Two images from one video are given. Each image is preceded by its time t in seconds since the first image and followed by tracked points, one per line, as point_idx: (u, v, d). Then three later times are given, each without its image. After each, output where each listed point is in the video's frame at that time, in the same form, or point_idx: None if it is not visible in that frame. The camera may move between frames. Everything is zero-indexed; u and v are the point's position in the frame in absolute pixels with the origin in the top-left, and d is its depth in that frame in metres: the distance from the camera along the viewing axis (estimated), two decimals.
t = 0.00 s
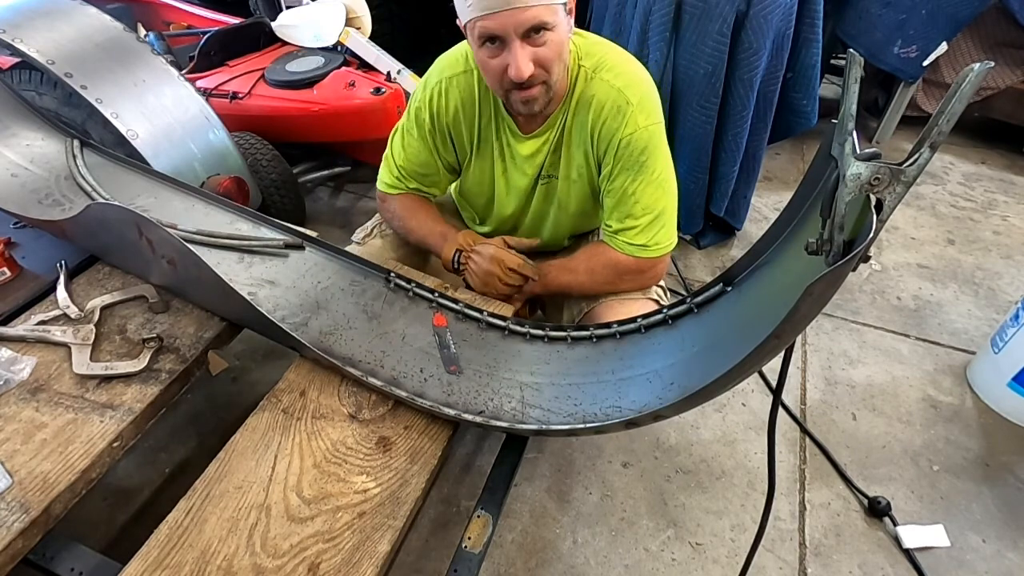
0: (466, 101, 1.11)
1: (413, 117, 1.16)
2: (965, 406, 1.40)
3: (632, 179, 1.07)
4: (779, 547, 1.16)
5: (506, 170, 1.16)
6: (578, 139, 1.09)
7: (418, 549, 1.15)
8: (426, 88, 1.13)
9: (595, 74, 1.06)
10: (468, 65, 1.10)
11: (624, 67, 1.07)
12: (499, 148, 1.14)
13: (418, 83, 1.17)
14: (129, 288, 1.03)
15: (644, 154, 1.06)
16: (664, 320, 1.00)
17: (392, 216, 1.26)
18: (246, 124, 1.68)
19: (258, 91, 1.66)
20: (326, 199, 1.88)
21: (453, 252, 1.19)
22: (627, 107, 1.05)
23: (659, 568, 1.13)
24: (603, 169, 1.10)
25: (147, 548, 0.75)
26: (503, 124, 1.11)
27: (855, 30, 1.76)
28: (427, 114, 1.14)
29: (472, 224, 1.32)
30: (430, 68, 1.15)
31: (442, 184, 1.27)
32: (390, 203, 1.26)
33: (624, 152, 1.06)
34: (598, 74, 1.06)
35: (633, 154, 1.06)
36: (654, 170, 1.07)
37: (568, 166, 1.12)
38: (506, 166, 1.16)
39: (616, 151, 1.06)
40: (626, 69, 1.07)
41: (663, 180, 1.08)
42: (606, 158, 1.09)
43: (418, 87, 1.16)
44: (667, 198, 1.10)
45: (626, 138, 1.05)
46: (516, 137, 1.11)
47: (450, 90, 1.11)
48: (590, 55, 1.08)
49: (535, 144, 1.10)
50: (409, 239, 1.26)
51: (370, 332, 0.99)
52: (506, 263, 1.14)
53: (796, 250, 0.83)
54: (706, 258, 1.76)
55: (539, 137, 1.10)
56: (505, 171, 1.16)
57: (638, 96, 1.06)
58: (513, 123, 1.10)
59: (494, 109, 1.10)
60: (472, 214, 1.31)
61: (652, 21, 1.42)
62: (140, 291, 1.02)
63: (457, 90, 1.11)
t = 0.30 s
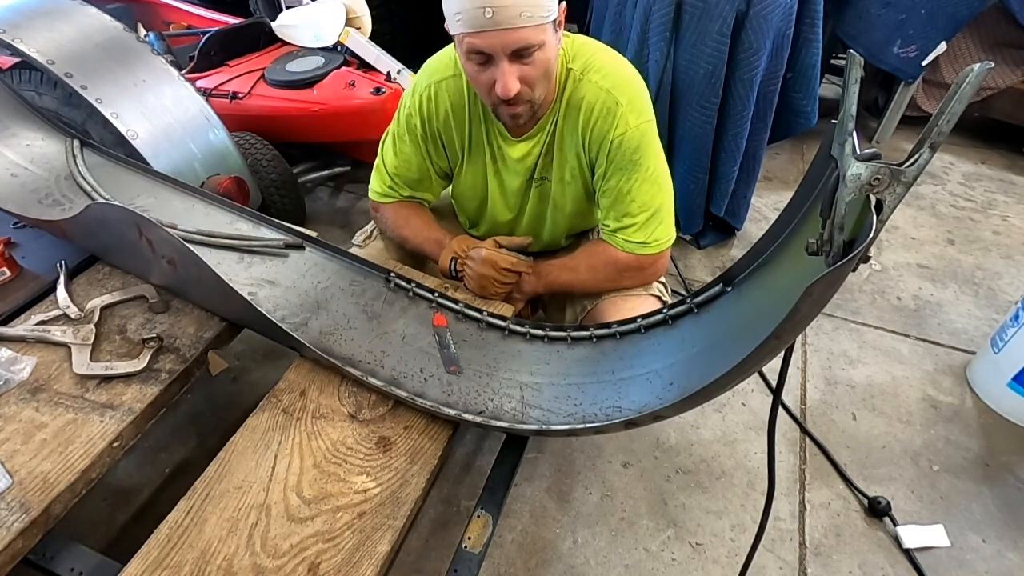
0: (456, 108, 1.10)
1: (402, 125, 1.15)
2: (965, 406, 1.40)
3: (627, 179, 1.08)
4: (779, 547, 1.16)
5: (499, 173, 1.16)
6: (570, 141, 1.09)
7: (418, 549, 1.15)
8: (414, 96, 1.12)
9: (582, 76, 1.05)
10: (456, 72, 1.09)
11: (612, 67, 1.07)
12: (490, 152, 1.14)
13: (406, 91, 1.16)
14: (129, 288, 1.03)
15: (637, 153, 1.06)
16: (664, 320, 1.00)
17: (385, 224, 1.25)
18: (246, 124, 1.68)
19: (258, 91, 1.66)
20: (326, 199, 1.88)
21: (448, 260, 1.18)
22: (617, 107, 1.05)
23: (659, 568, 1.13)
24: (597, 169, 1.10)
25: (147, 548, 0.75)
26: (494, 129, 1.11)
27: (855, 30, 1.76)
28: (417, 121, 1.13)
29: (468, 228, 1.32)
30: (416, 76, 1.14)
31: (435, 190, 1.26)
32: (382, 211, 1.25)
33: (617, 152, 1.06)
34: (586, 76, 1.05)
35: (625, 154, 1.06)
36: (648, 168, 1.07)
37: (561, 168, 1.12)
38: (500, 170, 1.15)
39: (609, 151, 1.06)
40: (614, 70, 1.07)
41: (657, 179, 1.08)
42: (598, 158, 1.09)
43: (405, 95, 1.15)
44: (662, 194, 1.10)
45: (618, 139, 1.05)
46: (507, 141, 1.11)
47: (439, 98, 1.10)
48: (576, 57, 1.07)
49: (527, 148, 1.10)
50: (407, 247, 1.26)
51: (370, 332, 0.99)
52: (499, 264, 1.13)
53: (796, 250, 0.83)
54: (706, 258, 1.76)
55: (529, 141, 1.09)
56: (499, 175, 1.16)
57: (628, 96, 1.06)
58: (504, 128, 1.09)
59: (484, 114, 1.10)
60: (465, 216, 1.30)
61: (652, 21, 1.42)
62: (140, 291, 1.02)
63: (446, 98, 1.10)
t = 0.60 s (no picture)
0: (449, 111, 1.10)
1: (397, 129, 1.15)
2: (965, 406, 1.40)
3: (623, 181, 1.07)
4: (779, 547, 1.16)
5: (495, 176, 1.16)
6: (566, 145, 1.08)
7: (418, 549, 1.15)
8: (407, 100, 1.12)
9: (576, 79, 1.05)
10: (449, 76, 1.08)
11: (605, 69, 1.06)
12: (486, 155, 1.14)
13: (400, 94, 1.15)
14: (129, 288, 1.03)
15: (633, 155, 1.06)
16: (664, 320, 1.00)
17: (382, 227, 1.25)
18: (247, 124, 1.68)
19: (258, 91, 1.66)
20: (326, 199, 1.88)
21: (443, 263, 1.18)
22: (612, 110, 1.04)
23: (659, 568, 1.13)
24: (594, 171, 1.10)
25: (147, 548, 0.75)
26: (489, 132, 1.11)
27: (855, 30, 1.76)
28: (412, 125, 1.13)
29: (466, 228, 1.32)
30: (409, 80, 1.14)
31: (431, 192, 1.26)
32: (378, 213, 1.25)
33: (612, 155, 1.06)
34: (580, 80, 1.05)
35: (620, 157, 1.06)
36: (644, 170, 1.07)
37: (556, 171, 1.12)
38: (495, 173, 1.15)
39: (605, 154, 1.06)
40: (608, 72, 1.06)
41: (653, 181, 1.08)
42: (593, 161, 1.08)
43: (399, 98, 1.15)
44: (660, 195, 1.09)
45: (612, 142, 1.05)
46: (502, 144, 1.11)
47: (433, 101, 1.09)
48: (570, 60, 1.07)
49: (522, 152, 1.10)
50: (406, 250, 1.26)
51: (370, 332, 0.99)
52: (494, 267, 1.13)
53: (796, 250, 0.83)
54: (706, 258, 1.76)
55: (524, 144, 1.09)
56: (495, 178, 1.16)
57: (622, 98, 1.05)
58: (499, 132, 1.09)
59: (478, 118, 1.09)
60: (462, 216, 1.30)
61: (652, 21, 1.42)
62: (140, 291, 1.02)
63: (440, 102, 1.09)
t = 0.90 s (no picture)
0: (460, 106, 1.10)
1: (405, 124, 1.14)
2: (965, 406, 1.40)
3: (632, 177, 1.07)
4: (779, 547, 1.16)
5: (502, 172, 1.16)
6: (577, 140, 1.09)
7: (418, 549, 1.15)
8: (417, 95, 1.12)
9: (591, 73, 1.05)
10: (461, 70, 1.08)
11: (621, 64, 1.07)
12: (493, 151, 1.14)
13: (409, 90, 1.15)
14: (129, 288, 1.03)
15: (644, 151, 1.06)
16: (664, 320, 1.00)
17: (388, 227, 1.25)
18: (247, 124, 1.68)
19: (258, 91, 1.66)
20: (326, 199, 1.88)
21: (452, 256, 1.19)
22: (626, 104, 1.04)
23: (659, 568, 1.13)
24: (603, 168, 1.10)
25: (147, 548, 0.75)
26: (498, 128, 1.10)
27: (856, 30, 1.76)
28: (419, 120, 1.12)
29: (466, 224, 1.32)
30: (419, 76, 1.14)
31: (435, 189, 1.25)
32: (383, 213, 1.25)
33: (622, 151, 1.06)
34: (596, 74, 1.05)
35: (631, 152, 1.06)
36: (653, 167, 1.07)
37: (565, 167, 1.12)
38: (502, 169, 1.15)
39: (615, 150, 1.06)
40: (623, 68, 1.06)
41: (662, 178, 1.08)
42: (603, 156, 1.09)
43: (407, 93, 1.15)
44: (667, 193, 1.10)
45: (625, 136, 1.05)
46: (512, 140, 1.10)
47: (444, 95, 1.09)
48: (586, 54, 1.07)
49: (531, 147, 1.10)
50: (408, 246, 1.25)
51: (370, 332, 0.99)
52: (503, 266, 1.14)
53: (796, 249, 0.83)
54: (706, 258, 1.76)
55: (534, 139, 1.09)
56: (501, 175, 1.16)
57: (637, 93, 1.05)
58: (509, 127, 1.09)
59: (489, 113, 1.09)
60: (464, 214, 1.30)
61: (652, 21, 1.42)
62: (140, 291, 1.02)
63: (450, 97, 1.09)
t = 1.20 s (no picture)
0: (492, 93, 1.07)
1: (435, 109, 1.10)
2: (965, 406, 1.40)
3: (639, 173, 1.08)
4: (779, 547, 1.16)
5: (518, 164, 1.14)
6: (596, 133, 1.09)
7: (417, 549, 1.15)
8: (450, 79, 1.08)
9: (617, 66, 1.05)
10: (493, 56, 1.07)
11: (644, 60, 1.08)
12: (515, 141, 1.12)
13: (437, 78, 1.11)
14: (129, 288, 1.03)
15: (656, 149, 1.07)
16: (664, 320, 0.99)
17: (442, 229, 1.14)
18: (247, 124, 1.68)
19: (258, 91, 1.65)
20: (326, 199, 1.88)
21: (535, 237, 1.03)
22: (647, 99, 1.05)
23: (659, 568, 1.13)
24: (614, 163, 1.10)
25: (147, 548, 0.75)
26: (523, 117, 1.09)
27: (856, 30, 1.76)
28: (459, 106, 1.08)
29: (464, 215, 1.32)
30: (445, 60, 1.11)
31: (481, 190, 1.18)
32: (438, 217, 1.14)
33: (636, 145, 1.07)
34: (621, 67, 1.05)
35: (645, 147, 1.07)
36: (663, 165, 1.08)
37: (578, 159, 1.11)
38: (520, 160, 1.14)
39: (628, 144, 1.07)
40: (646, 63, 1.07)
41: (669, 178, 1.09)
42: (616, 149, 1.09)
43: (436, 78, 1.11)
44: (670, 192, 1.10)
45: (642, 131, 1.06)
46: (536, 131, 1.10)
47: (479, 79, 1.06)
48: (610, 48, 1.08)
49: (553, 139, 1.10)
50: (479, 252, 1.11)
51: (370, 332, 0.99)
52: (596, 228, 0.94)
53: (797, 249, 0.82)
54: (706, 258, 1.76)
55: (560, 129, 1.09)
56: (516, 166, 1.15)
57: (657, 89, 1.07)
58: (535, 117, 1.08)
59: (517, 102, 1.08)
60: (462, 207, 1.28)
61: (652, 21, 1.42)
62: (140, 291, 1.02)
63: (485, 81, 1.06)
